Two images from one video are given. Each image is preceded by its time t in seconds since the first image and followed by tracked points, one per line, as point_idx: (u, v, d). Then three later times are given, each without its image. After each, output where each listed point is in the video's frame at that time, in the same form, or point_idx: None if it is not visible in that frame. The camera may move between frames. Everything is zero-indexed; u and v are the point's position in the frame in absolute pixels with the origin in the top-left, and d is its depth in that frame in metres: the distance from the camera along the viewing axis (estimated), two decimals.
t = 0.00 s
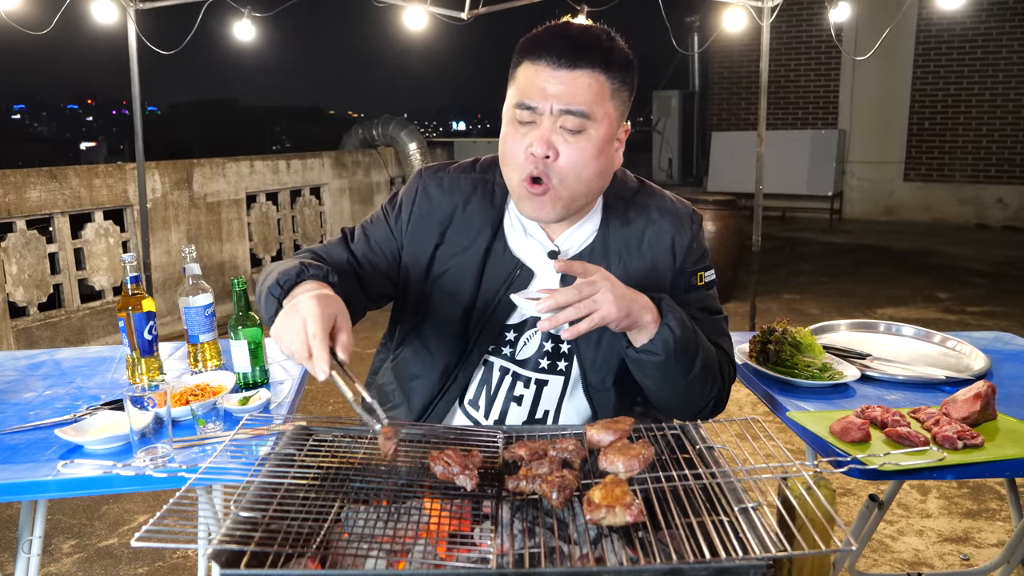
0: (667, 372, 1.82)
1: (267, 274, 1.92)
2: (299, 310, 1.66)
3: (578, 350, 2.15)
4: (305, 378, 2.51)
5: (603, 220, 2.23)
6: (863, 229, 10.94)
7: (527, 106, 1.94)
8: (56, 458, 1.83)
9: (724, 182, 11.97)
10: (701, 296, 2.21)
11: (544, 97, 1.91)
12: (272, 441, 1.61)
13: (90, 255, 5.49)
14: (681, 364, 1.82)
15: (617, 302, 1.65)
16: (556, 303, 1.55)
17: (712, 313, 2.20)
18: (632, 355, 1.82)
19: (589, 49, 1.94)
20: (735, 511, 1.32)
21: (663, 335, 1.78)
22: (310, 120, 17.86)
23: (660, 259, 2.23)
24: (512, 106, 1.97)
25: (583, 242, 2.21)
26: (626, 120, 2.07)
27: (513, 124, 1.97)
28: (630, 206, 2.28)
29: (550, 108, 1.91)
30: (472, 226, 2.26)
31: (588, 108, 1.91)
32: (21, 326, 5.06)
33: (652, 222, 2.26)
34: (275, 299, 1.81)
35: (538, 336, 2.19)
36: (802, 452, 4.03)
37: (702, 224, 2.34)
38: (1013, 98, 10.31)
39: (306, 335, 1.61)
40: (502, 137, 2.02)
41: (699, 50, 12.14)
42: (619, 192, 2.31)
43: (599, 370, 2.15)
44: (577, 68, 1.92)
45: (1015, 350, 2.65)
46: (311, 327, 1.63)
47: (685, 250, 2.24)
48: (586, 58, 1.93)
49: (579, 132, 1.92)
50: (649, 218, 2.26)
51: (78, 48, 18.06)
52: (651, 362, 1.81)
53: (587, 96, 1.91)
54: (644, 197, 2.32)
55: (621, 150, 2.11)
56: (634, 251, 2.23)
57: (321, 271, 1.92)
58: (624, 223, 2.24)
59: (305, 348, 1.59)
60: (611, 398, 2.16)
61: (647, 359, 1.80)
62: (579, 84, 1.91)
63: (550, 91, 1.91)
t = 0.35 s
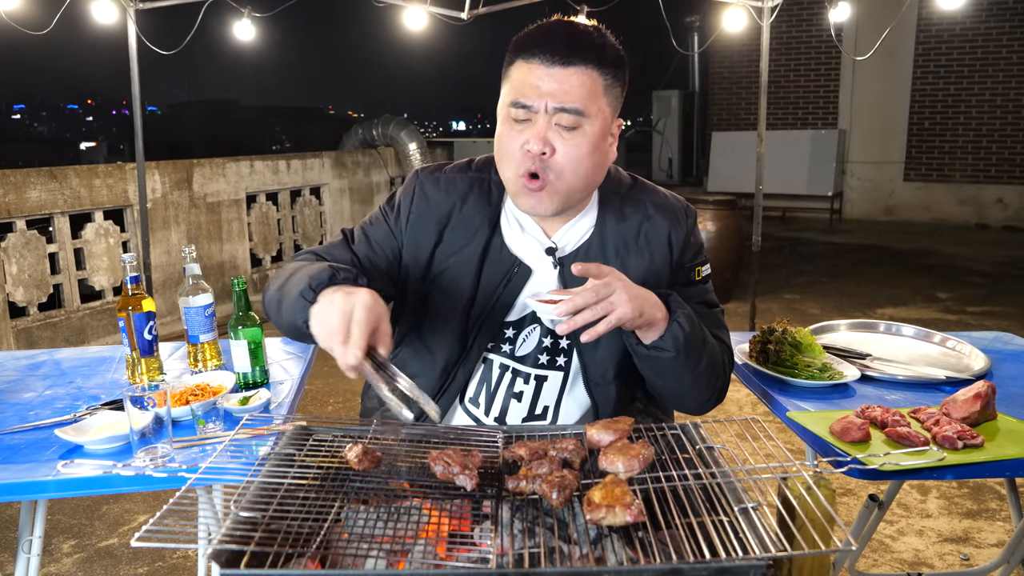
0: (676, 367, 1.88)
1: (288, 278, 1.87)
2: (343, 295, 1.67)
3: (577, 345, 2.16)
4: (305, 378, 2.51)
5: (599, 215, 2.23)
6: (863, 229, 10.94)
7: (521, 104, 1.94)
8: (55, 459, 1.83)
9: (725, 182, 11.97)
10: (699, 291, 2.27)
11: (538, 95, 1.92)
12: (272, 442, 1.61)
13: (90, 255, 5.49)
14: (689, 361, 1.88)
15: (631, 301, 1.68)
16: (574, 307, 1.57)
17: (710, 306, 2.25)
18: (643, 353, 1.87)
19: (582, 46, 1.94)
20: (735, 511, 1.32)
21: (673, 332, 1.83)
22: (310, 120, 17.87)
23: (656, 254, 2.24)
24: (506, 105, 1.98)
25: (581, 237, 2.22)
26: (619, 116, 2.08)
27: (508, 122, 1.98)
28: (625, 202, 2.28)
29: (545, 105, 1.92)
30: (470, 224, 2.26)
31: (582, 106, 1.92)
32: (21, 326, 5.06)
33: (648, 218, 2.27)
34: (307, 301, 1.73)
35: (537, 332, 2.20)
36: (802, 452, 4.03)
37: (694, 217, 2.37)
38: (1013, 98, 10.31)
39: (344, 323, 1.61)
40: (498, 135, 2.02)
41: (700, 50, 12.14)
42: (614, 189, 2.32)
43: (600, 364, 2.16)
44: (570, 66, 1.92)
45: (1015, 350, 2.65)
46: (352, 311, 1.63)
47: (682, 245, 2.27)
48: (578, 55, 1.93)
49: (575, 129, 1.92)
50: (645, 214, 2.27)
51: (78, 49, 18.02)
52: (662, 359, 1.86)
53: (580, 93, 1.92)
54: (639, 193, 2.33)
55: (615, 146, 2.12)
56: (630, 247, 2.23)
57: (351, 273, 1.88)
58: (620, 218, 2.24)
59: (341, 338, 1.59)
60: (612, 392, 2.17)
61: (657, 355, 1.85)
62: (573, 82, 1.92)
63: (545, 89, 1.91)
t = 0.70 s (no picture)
0: (681, 366, 1.89)
1: (302, 285, 1.91)
2: (367, 306, 1.64)
3: (581, 344, 2.16)
4: (305, 378, 2.51)
5: (603, 214, 2.24)
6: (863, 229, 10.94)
7: (529, 103, 1.94)
8: (55, 459, 1.83)
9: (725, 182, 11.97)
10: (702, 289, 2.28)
11: (545, 94, 1.92)
12: (272, 441, 1.61)
13: (90, 255, 5.49)
14: (694, 359, 1.89)
15: (637, 299, 1.69)
16: (582, 304, 1.57)
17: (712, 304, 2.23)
18: (647, 350, 1.89)
19: (587, 45, 1.95)
20: (735, 511, 1.32)
21: (678, 329, 1.85)
22: (310, 120, 17.87)
23: (660, 253, 2.25)
24: (513, 104, 1.98)
25: (585, 236, 2.23)
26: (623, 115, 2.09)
27: (515, 121, 1.98)
28: (628, 201, 2.30)
29: (552, 105, 1.92)
30: (477, 224, 2.26)
31: (589, 104, 1.92)
32: (21, 326, 5.06)
33: (651, 216, 2.28)
34: (322, 315, 1.74)
35: (542, 331, 2.21)
36: (802, 452, 4.03)
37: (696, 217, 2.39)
38: (1013, 98, 10.31)
39: (368, 333, 1.58)
40: (504, 135, 2.02)
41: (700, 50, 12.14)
42: (617, 189, 2.32)
43: (603, 362, 2.16)
44: (576, 65, 1.93)
45: (1015, 351, 2.65)
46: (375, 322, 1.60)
47: (684, 244, 2.29)
48: (584, 54, 1.94)
49: (582, 128, 1.92)
50: (648, 213, 2.29)
51: (78, 48, 18.04)
52: (667, 357, 1.87)
53: (587, 93, 1.92)
54: (642, 193, 2.34)
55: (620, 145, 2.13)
56: (634, 245, 2.24)
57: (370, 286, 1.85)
58: (624, 217, 2.25)
59: (364, 348, 1.56)
60: (615, 390, 2.17)
61: (662, 353, 1.87)
62: (579, 81, 1.92)
63: (552, 88, 1.92)
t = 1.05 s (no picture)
0: (684, 368, 1.90)
1: (310, 285, 1.91)
2: (374, 309, 1.63)
3: (584, 344, 2.16)
4: (305, 378, 2.51)
5: (606, 215, 2.24)
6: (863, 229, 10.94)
7: (534, 100, 1.95)
8: (55, 459, 1.83)
9: (725, 182, 11.98)
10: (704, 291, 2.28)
11: (550, 91, 1.93)
12: (272, 441, 1.61)
13: (90, 255, 5.49)
14: (696, 361, 1.89)
15: (640, 301, 1.68)
16: (585, 307, 1.57)
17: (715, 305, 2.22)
18: (649, 351, 1.89)
19: (593, 44, 1.95)
20: (735, 511, 1.32)
21: (679, 331, 1.85)
22: (310, 120, 17.88)
23: (662, 255, 2.25)
24: (518, 101, 1.98)
25: (588, 237, 2.23)
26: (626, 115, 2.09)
27: (519, 118, 1.98)
28: (631, 202, 2.30)
29: (557, 102, 1.93)
30: (483, 223, 2.26)
31: (593, 102, 1.92)
32: (21, 326, 5.06)
33: (654, 218, 2.28)
34: (329, 316, 1.74)
35: (545, 331, 2.20)
36: (802, 452, 4.03)
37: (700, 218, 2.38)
38: (1013, 98, 10.30)
39: (378, 338, 1.57)
40: (509, 132, 2.02)
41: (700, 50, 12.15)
42: (620, 190, 2.32)
43: (604, 361, 2.16)
44: (581, 61, 1.93)
45: (1015, 350, 2.65)
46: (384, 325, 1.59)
47: (687, 246, 2.29)
48: (590, 52, 1.94)
49: (586, 124, 1.93)
50: (651, 214, 2.29)
51: (78, 48, 18.03)
52: (670, 358, 1.87)
53: (592, 90, 1.92)
54: (645, 194, 2.34)
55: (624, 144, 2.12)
56: (636, 246, 2.25)
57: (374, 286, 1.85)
58: (626, 218, 2.25)
59: (375, 353, 1.55)
60: (616, 390, 2.17)
61: (664, 355, 1.87)
62: (584, 78, 1.92)
63: (557, 85, 1.92)
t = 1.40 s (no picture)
0: (687, 369, 1.89)
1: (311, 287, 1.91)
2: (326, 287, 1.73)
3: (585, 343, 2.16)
4: (305, 379, 2.51)
5: (607, 214, 2.24)
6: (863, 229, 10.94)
7: (532, 98, 1.95)
8: (56, 459, 1.83)
9: (725, 182, 11.98)
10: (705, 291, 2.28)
11: (549, 88, 1.93)
12: (272, 442, 1.61)
13: (90, 255, 5.49)
14: (699, 363, 1.89)
15: (644, 302, 1.69)
16: (589, 308, 1.58)
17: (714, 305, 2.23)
18: (652, 352, 1.89)
19: (591, 41, 1.95)
20: (735, 511, 1.32)
21: (683, 332, 1.85)
22: (310, 120, 17.87)
23: (662, 254, 2.24)
24: (517, 99, 1.99)
25: (589, 236, 2.23)
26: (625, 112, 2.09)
27: (519, 115, 1.98)
28: (631, 201, 2.30)
29: (555, 99, 1.93)
30: (483, 223, 2.26)
31: (592, 99, 1.92)
32: (21, 326, 5.06)
33: (654, 217, 2.28)
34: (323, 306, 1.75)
35: (547, 330, 2.21)
36: (802, 452, 4.03)
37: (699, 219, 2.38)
38: (1013, 98, 10.30)
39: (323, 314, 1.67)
40: (508, 130, 2.03)
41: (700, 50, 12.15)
42: (620, 189, 2.32)
43: (604, 360, 2.16)
44: (580, 59, 1.94)
45: (1015, 350, 2.65)
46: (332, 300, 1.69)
47: (687, 246, 2.29)
48: (588, 49, 1.94)
49: (585, 121, 1.93)
50: (651, 214, 2.29)
51: (78, 48, 18.01)
52: (673, 359, 1.87)
53: (590, 87, 1.93)
54: (645, 194, 2.34)
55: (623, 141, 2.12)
56: (637, 245, 2.24)
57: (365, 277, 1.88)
58: (627, 217, 2.25)
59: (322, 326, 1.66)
60: (616, 388, 2.16)
61: (668, 356, 1.87)
62: (582, 75, 1.93)
63: (556, 82, 1.93)
